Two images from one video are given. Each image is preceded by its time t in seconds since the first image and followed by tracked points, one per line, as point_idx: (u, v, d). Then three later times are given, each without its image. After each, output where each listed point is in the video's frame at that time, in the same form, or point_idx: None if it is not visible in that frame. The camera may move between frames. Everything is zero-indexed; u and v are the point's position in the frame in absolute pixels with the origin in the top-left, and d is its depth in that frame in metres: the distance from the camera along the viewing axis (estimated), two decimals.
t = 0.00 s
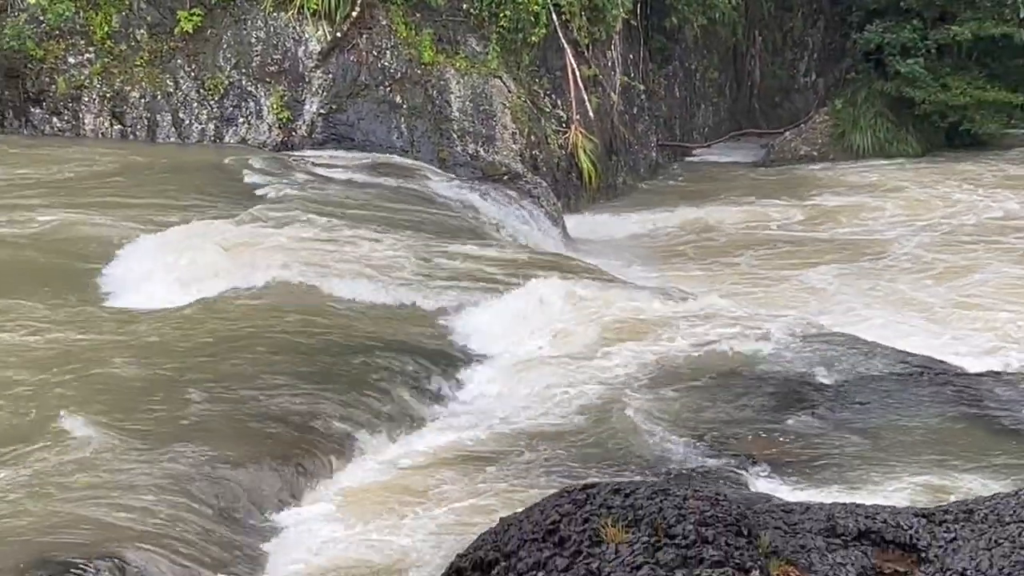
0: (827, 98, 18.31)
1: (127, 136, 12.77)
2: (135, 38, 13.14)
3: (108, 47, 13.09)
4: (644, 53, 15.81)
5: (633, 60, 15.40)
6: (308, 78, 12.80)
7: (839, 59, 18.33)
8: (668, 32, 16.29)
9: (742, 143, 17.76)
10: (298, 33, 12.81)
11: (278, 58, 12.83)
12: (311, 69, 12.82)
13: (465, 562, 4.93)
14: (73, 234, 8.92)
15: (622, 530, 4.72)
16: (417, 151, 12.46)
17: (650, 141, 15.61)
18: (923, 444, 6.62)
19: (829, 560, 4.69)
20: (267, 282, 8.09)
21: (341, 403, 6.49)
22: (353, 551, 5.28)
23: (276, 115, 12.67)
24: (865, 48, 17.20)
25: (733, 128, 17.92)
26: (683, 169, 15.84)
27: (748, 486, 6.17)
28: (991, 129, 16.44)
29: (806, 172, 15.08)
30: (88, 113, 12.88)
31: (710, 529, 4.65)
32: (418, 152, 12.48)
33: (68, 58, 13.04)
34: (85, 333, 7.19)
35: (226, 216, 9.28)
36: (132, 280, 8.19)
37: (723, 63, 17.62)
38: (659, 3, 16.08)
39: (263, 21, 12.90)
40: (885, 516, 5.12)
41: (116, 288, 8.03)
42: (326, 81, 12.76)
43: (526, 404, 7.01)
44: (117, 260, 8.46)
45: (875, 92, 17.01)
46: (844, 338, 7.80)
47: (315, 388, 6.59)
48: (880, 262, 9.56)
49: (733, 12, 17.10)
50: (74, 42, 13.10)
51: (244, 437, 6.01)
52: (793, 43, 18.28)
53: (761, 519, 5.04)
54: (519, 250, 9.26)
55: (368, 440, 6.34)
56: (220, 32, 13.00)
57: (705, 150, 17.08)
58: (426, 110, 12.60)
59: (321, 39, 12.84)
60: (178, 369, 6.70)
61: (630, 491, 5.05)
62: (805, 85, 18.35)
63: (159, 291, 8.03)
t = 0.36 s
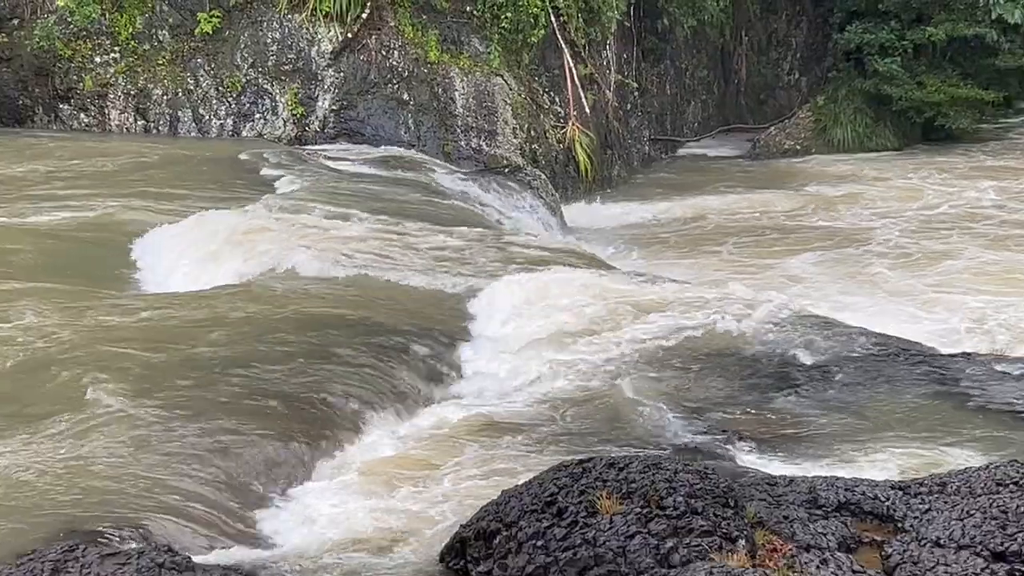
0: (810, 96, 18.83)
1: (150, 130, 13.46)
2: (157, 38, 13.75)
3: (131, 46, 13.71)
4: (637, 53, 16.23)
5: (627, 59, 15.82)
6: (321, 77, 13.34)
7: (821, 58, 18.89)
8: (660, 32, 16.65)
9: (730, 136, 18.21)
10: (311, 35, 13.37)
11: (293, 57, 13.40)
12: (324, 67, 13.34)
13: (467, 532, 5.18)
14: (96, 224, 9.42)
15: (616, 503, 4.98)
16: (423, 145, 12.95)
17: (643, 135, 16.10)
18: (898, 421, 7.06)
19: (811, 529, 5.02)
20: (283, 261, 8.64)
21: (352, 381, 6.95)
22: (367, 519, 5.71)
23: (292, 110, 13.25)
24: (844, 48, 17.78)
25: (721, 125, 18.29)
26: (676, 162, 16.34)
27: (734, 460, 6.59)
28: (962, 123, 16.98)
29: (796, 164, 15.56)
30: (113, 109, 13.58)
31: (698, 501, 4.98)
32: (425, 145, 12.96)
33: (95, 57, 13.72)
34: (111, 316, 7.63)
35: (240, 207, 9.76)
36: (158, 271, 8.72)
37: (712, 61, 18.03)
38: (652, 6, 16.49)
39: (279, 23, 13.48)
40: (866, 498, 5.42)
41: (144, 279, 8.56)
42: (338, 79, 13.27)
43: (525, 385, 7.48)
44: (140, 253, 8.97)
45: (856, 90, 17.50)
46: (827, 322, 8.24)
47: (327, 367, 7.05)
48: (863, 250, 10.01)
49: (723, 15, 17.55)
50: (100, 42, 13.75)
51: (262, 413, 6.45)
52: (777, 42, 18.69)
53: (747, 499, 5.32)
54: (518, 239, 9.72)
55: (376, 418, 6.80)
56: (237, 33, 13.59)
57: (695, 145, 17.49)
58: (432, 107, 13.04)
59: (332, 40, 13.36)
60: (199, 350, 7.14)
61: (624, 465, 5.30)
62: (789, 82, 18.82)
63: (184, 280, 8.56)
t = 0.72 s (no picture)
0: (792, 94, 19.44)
1: (167, 126, 13.94)
2: (174, 39, 14.27)
3: (149, 47, 14.24)
4: (629, 54, 16.57)
5: (620, 59, 16.21)
6: (329, 76, 13.82)
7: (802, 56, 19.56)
8: (651, 33, 17.04)
9: (715, 133, 18.66)
10: (320, 36, 13.84)
11: (303, 57, 13.89)
12: (332, 67, 13.84)
13: (467, 506, 5.59)
14: (113, 215, 9.84)
15: (609, 479, 5.36)
16: (425, 140, 13.32)
17: (634, 131, 16.52)
18: (875, 400, 7.49)
19: (793, 504, 5.45)
20: (293, 249, 9.11)
21: (360, 363, 7.37)
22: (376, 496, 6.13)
23: (301, 108, 13.75)
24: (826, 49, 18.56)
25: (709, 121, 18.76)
26: (666, 157, 16.80)
27: (719, 438, 7.00)
28: (936, 119, 17.53)
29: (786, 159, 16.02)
30: (132, 105, 14.06)
31: (686, 476, 5.37)
32: (427, 140, 13.34)
33: (114, 57, 14.21)
34: (128, 304, 8.01)
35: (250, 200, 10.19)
36: (173, 259, 9.10)
37: (699, 60, 18.44)
38: (642, 7, 16.78)
39: (289, 24, 13.97)
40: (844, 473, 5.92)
41: (160, 266, 8.93)
42: (346, 78, 13.76)
43: (523, 368, 7.92)
44: (153, 244, 9.34)
45: (836, 88, 18.19)
46: (809, 309, 8.67)
47: (337, 350, 7.47)
48: (846, 241, 10.45)
49: (710, 17, 17.95)
50: (119, 43, 14.26)
51: (274, 393, 6.84)
52: (760, 43, 19.16)
53: (732, 475, 5.74)
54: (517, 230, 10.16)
55: (384, 398, 7.22)
56: (249, 34, 14.07)
57: (684, 141, 17.91)
58: (434, 104, 13.44)
59: (339, 41, 13.83)
60: (213, 336, 7.53)
61: (616, 443, 5.68)
62: (772, 80, 19.32)
63: (199, 265, 8.96)
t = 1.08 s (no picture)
0: (779, 90, 19.71)
1: (173, 123, 14.38)
2: (179, 38, 14.60)
3: (155, 46, 14.58)
4: (620, 53, 16.85)
5: (610, 58, 16.37)
6: (329, 73, 14.08)
7: (787, 52, 19.78)
8: (641, 32, 17.35)
9: (704, 128, 18.98)
10: (320, 35, 14.09)
11: (303, 56, 14.16)
12: (332, 65, 14.08)
13: (464, 491, 5.84)
14: (119, 210, 10.12)
15: (600, 464, 5.63)
16: (423, 136, 13.62)
17: (625, 127, 16.74)
18: (857, 387, 7.76)
19: (779, 489, 5.64)
20: (297, 249, 9.39)
21: (361, 352, 7.65)
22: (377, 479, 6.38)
23: (303, 104, 14.05)
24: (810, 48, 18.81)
25: (697, 117, 19.12)
26: (656, 152, 17.11)
27: (708, 423, 7.26)
28: (918, 116, 17.93)
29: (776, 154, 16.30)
30: (139, 103, 14.50)
31: (676, 461, 5.60)
32: (424, 137, 13.63)
33: (121, 56, 14.61)
34: (134, 299, 8.28)
35: (253, 194, 10.47)
36: (181, 253, 9.41)
37: (688, 59, 18.72)
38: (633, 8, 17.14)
39: (291, 24, 14.22)
40: (829, 459, 6.16)
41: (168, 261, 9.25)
42: (346, 74, 14.01)
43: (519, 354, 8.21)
44: (162, 236, 9.65)
45: (821, 85, 18.48)
46: (794, 299, 8.94)
47: (339, 340, 7.77)
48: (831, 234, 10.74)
49: (699, 16, 18.27)
50: (126, 42, 14.63)
51: (278, 384, 7.12)
52: (748, 42, 19.50)
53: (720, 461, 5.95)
54: (512, 224, 10.44)
55: (384, 386, 7.52)
56: (252, 33, 14.35)
57: (673, 136, 18.28)
58: (431, 100, 13.73)
59: (339, 39, 14.08)
60: (218, 328, 7.79)
61: (607, 430, 5.94)
62: (759, 78, 19.65)
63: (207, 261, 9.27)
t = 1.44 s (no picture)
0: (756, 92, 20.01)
1: (177, 123, 14.89)
2: (183, 41, 15.12)
3: (160, 49, 15.10)
4: (604, 54, 17.18)
5: (595, 60, 16.77)
6: (327, 75, 14.56)
7: (765, 54, 20.14)
8: (625, 36, 17.76)
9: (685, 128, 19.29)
10: (318, 39, 14.57)
11: (302, 58, 14.66)
12: (330, 67, 14.56)
13: (456, 474, 6.23)
14: (126, 207, 10.51)
15: (587, 449, 6.01)
16: (416, 136, 14.09)
17: (609, 127, 17.13)
18: (832, 375, 8.15)
19: (757, 471, 6.06)
20: (296, 241, 9.81)
21: (360, 343, 8.04)
22: (372, 463, 6.78)
23: (301, 105, 14.56)
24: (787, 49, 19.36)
25: (677, 117, 19.43)
26: (639, 149, 17.47)
27: (690, 409, 7.67)
28: (889, 115, 18.46)
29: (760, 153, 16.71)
30: (145, 103, 14.99)
31: (659, 446, 5.99)
32: (418, 136, 14.10)
33: (128, 59, 15.11)
34: (140, 292, 8.64)
35: (254, 191, 10.88)
36: (184, 243, 9.81)
37: (668, 60, 19.01)
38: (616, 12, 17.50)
39: (290, 27, 14.73)
40: (805, 443, 6.56)
41: (173, 251, 9.66)
42: (343, 77, 14.49)
43: (511, 344, 8.61)
44: (166, 228, 10.06)
45: (796, 87, 19.04)
46: (773, 291, 9.36)
47: (338, 330, 8.16)
48: (811, 231, 11.16)
49: (681, 21, 18.56)
50: (132, 45, 15.13)
51: (279, 373, 7.49)
52: (727, 44, 19.86)
53: (700, 446, 6.36)
54: (503, 219, 10.84)
55: (382, 373, 7.91)
56: (252, 37, 14.89)
57: (656, 135, 18.56)
58: (425, 100, 14.15)
59: (336, 42, 14.54)
60: (221, 320, 8.16)
61: (593, 416, 6.31)
62: (738, 79, 19.96)
63: (210, 251, 9.68)
